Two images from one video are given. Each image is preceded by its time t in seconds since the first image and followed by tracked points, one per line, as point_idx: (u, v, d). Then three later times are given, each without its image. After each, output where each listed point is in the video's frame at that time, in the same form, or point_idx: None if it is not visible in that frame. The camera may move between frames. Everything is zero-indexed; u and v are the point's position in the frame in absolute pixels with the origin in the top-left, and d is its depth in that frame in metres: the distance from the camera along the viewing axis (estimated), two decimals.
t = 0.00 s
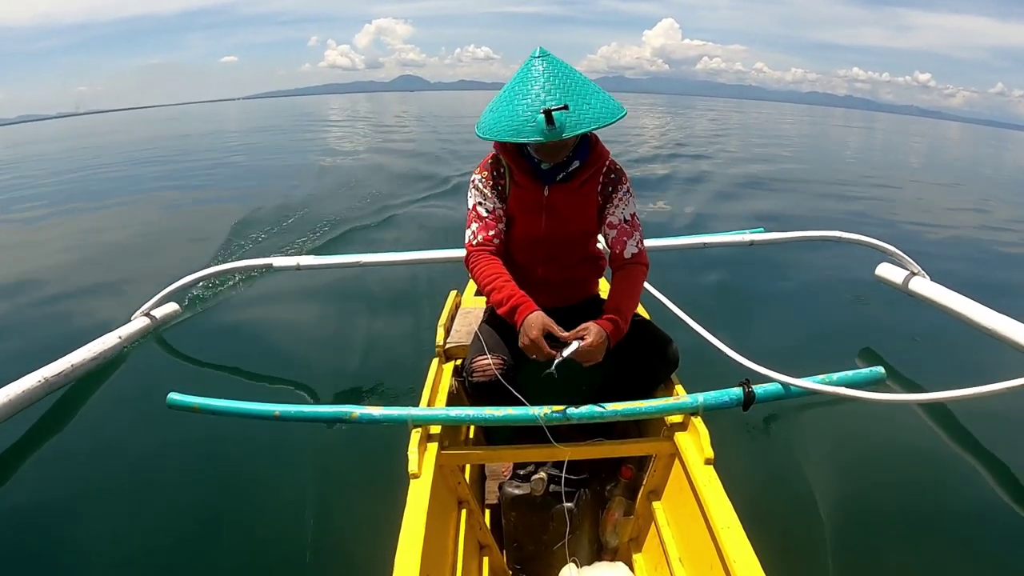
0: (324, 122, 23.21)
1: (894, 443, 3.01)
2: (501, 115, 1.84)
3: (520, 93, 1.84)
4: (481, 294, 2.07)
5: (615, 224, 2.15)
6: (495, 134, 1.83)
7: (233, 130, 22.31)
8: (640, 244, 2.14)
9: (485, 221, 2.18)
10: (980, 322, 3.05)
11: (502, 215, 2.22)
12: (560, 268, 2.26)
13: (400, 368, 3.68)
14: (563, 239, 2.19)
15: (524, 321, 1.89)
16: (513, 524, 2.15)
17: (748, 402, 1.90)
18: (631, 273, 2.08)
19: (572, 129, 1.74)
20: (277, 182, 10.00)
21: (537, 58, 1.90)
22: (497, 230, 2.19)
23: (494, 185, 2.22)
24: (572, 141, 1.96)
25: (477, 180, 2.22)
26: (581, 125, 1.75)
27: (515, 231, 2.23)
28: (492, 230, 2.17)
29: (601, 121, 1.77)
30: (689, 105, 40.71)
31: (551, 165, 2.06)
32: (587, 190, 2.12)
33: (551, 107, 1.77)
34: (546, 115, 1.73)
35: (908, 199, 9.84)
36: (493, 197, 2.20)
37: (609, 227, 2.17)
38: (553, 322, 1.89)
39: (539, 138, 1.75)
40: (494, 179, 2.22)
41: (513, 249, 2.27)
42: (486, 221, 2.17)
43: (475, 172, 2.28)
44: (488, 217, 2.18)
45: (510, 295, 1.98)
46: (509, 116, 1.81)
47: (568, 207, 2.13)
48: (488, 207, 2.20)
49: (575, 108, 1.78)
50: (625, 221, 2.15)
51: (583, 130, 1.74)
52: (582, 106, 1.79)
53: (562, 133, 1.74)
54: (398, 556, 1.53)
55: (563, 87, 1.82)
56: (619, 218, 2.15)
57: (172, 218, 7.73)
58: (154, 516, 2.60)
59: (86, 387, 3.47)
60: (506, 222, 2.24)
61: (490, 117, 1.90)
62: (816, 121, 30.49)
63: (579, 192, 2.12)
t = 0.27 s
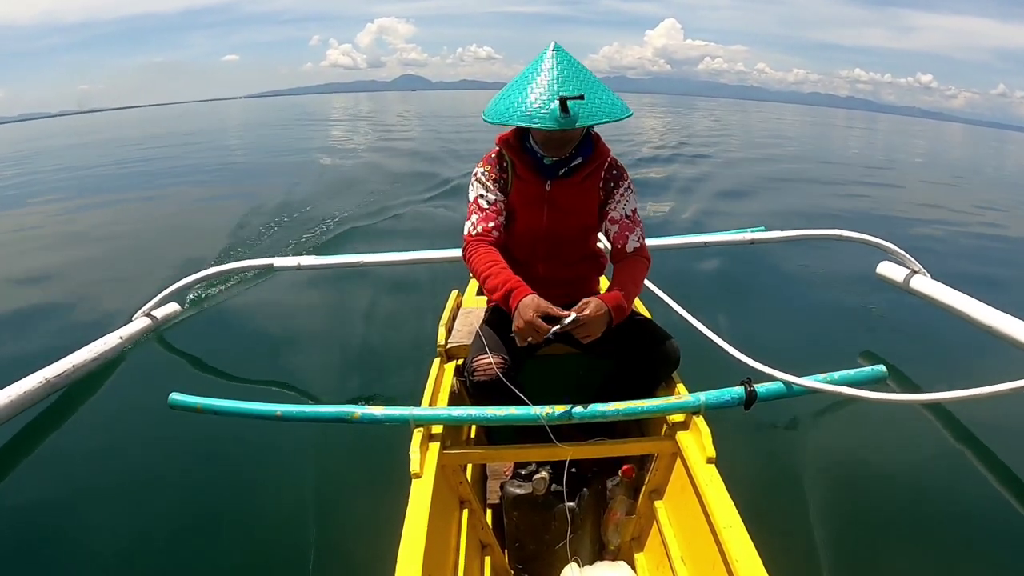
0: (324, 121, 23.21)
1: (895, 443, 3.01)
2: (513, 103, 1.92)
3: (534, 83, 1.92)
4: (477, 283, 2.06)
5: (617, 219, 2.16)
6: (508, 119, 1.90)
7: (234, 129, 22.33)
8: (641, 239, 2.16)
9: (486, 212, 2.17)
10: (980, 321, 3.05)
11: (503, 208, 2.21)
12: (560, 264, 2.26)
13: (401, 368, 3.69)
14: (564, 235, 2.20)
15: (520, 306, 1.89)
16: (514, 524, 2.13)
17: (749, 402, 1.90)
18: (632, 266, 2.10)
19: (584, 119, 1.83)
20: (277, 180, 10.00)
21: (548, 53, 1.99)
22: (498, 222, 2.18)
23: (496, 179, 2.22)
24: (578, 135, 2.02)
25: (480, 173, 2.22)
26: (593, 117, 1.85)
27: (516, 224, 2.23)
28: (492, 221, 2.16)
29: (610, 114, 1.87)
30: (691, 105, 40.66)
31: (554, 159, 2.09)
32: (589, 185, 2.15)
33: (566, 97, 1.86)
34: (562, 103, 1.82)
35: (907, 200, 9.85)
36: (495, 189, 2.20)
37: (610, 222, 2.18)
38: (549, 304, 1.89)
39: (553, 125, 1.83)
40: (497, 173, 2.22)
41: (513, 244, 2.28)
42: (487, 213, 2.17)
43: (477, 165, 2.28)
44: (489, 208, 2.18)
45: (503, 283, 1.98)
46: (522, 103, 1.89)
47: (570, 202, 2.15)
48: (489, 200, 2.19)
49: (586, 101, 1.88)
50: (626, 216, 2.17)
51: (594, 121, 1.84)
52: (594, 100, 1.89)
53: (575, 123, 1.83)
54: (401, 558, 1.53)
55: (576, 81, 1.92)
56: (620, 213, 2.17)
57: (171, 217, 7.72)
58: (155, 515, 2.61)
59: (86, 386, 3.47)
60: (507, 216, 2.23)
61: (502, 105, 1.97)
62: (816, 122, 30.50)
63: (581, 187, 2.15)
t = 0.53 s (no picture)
0: (324, 121, 23.20)
1: (894, 443, 3.02)
2: (517, 95, 1.93)
3: (537, 76, 1.94)
4: (468, 271, 2.07)
5: (615, 216, 2.19)
6: (513, 108, 1.90)
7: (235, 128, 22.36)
8: (638, 235, 2.19)
9: (483, 206, 2.17)
10: (980, 319, 3.05)
11: (500, 203, 2.22)
12: (558, 261, 2.27)
13: (401, 368, 3.70)
14: (561, 232, 2.22)
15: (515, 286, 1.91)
16: (515, 524, 2.13)
17: (748, 401, 1.90)
18: (629, 261, 2.11)
19: (588, 110, 1.85)
20: (276, 180, 10.00)
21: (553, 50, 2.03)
22: (494, 216, 2.19)
23: (494, 174, 2.22)
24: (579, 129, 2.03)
25: (479, 168, 2.22)
26: (598, 109, 1.87)
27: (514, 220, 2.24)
28: (489, 215, 2.17)
29: (614, 107, 1.89)
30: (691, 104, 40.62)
31: (553, 155, 2.10)
32: (587, 182, 2.17)
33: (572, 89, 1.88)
34: (568, 93, 1.83)
35: (907, 199, 9.85)
36: (492, 184, 2.20)
37: (608, 219, 2.21)
38: (540, 279, 1.92)
39: (558, 114, 1.84)
40: (495, 168, 2.22)
41: (510, 240, 2.28)
42: (485, 206, 2.17)
43: (476, 160, 2.28)
44: (486, 202, 2.18)
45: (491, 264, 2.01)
46: (526, 95, 1.90)
47: (568, 198, 2.17)
48: (487, 194, 2.19)
49: (590, 94, 1.90)
50: (624, 213, 2.19)
51: (598, 112, 1.86)
52: (598, 95, 1.92)
53: (580, 114, 1.85)
54: (402, 559, 1.53)
55: (581, 76, 1.94)
56: (618, 211, 2.19)
57: (171, 217, 7.71)
58: (155, 516, 2.61)
59: (86, 388, 3.48)
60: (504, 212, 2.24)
61: (506, 97, 1.98)
62: (816, 121, 30.48)
63: (579, 184, 2.16)
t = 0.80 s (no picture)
0: (325, 121, 23.22)
1: (894, 445, 3.01)
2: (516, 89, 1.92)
3: (536, 71, 1.93)
4: (465, 266, 2.06)
5: (612, 215, 2.19)
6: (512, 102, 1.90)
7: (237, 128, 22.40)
8: (635, 236, 2.18)
9: (479, 205, 2.16)
10: (979, 321, 3.05)
11: (497, 202, 2.22)
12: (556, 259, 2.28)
13: (401, 367, 3.70)
14: (558, 230, 2.22)
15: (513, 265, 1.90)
16: (513, 524, 2.10)
17: (748, 402, 1.90)
18: (625, 258, 2.10)
19: (588, 104, 1.85)
20: (277, 180, 10.01)
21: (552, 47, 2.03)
22: (490, 215, 2.19)
23: (491, 173, 2.22)
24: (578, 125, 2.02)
25: (475, 167, 2.23)
26: (597, 105, 1.88)
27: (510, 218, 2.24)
28: (485, 214, 2.16)
29: (613, 103, 1.89)
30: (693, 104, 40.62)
31: (550, 153, 2.10)
32: (584, 180, 2.17)
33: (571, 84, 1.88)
34: (567, 88, 1.83)
35: (907, 200, 9.84)
36: (489, 183, 2.20)
37: (606, 218, 2.21)
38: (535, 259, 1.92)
39: (557, 108, 1.84)
40: (492, 168, 2.22)
41: (507, 239, 2.28)
42: (481, 205, 2.17)
43: (473, 160, 2.29)
44: (482, 201, 2.17)
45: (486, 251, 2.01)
46: (525, 89, 1.90)
47: (565, 195, 2.17)
48: (483, 193, 2.19)
49: (590, 89, 1.90)
50: (621, 212, 2.19)
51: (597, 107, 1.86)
52: (597, 91, 1.92)
53: (579, 108, 1.85)
54: (399, 556, 1.54)
55: (580, 71, 1.95)
56: (615, 210, 2.19)
57: (172, 216, 7.72)
58: (155, 514, 2.62)
59: (87, 386, 3.48)
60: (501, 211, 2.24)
61: (506, 92, 1.98)
62: (817, 122, 30.45)
63: (576, 181, 2.16)
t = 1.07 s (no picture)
0: (325, 122, 23.25)
1: (896, 444, 3.00)
2: (524, 92, 1.92)
3: (544, 74, 1.93)
4: (460, 264, 2.06)
5: (614, 217, 2.19)
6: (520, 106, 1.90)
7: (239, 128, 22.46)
8: (637, 238, 2.18)
9: (477, 204, 2.17)
10: (979, 320, 3.05)
11: (496, 201, 2.22)
12: (556, 259, 2.28)
13: (401, 366, 3.70)
14: (559, 229, 2.23)
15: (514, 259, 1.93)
16: (513, 522, 2.07)
17: (748, 401, 1.90)
18: (625, 261, 2.11)
19: (596, 113, 1.87)
20: (276, 180, 10.02)
21: (557, 48, 2.03)
22: (488, 214, 2.19)
23: (491, 173, 2.22)
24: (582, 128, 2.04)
25: (476, 165, 2.23)
26: (604, 113, 1.90)
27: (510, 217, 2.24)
28: (482, 213, 2.17)
29: (620, 110, 1.92)
30: (695, 104, 40.61)
31: (553, 153, 2.10)
32: (586, 180, 2.18)
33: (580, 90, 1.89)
34: (577, 95, 1.84)
35: (908, 200, 9.83)
36: (489, 182, 2.21)
37: (608, 220, 2.21)
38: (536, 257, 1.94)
39: (567, 116, 1.84)
40: (492, 167, 2.23)
41: (506, 238, 2.28)
42: (479, 204, 2.17)
43: (474, 158, 2.29)
44: (481, 200, 2.18)
45: (486, 247, 2.01)
46: (534, 93, 1.90)
47: (566, 195, 2.17)
48: (482, 191, 2.19)
49: (597, 96, 1.93)
50: (623, 214, 2.19)
51: (606, 116, 1.89)
52: (604, 97, 1.93)
53: (588, 116, 1.86)
54: (399, 553, 1.54)
55: (587, 77, 1.95)
56: (617, 212, 2.19)
57: (172, 217, 7.74)
58: (154, 513, 2.62)
59: (87, 385, 3.49)
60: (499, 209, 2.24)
61: (512, 93, 1.97)
62: (817, 122, 30.44)
63: (577, 181, 2.17)
